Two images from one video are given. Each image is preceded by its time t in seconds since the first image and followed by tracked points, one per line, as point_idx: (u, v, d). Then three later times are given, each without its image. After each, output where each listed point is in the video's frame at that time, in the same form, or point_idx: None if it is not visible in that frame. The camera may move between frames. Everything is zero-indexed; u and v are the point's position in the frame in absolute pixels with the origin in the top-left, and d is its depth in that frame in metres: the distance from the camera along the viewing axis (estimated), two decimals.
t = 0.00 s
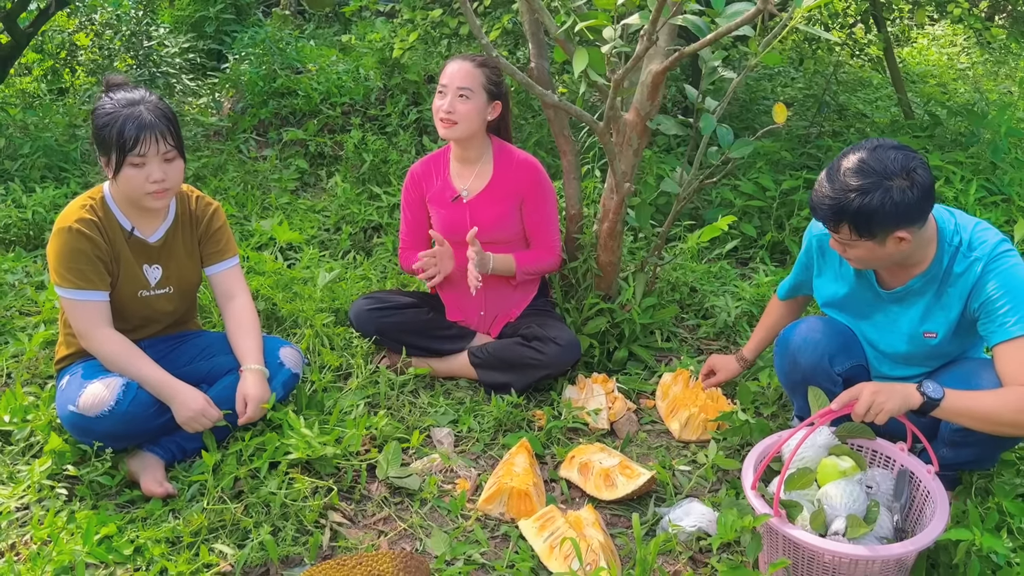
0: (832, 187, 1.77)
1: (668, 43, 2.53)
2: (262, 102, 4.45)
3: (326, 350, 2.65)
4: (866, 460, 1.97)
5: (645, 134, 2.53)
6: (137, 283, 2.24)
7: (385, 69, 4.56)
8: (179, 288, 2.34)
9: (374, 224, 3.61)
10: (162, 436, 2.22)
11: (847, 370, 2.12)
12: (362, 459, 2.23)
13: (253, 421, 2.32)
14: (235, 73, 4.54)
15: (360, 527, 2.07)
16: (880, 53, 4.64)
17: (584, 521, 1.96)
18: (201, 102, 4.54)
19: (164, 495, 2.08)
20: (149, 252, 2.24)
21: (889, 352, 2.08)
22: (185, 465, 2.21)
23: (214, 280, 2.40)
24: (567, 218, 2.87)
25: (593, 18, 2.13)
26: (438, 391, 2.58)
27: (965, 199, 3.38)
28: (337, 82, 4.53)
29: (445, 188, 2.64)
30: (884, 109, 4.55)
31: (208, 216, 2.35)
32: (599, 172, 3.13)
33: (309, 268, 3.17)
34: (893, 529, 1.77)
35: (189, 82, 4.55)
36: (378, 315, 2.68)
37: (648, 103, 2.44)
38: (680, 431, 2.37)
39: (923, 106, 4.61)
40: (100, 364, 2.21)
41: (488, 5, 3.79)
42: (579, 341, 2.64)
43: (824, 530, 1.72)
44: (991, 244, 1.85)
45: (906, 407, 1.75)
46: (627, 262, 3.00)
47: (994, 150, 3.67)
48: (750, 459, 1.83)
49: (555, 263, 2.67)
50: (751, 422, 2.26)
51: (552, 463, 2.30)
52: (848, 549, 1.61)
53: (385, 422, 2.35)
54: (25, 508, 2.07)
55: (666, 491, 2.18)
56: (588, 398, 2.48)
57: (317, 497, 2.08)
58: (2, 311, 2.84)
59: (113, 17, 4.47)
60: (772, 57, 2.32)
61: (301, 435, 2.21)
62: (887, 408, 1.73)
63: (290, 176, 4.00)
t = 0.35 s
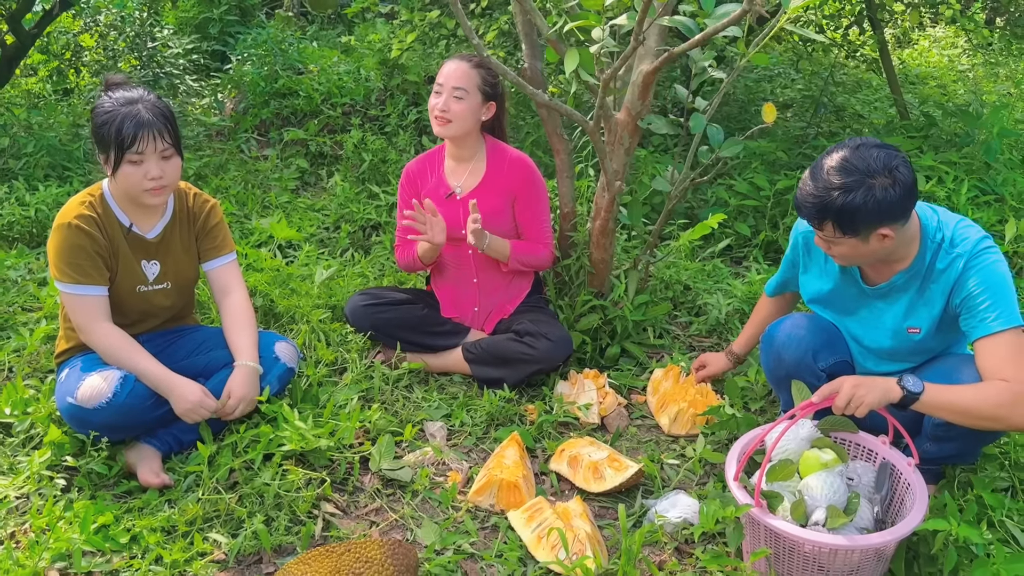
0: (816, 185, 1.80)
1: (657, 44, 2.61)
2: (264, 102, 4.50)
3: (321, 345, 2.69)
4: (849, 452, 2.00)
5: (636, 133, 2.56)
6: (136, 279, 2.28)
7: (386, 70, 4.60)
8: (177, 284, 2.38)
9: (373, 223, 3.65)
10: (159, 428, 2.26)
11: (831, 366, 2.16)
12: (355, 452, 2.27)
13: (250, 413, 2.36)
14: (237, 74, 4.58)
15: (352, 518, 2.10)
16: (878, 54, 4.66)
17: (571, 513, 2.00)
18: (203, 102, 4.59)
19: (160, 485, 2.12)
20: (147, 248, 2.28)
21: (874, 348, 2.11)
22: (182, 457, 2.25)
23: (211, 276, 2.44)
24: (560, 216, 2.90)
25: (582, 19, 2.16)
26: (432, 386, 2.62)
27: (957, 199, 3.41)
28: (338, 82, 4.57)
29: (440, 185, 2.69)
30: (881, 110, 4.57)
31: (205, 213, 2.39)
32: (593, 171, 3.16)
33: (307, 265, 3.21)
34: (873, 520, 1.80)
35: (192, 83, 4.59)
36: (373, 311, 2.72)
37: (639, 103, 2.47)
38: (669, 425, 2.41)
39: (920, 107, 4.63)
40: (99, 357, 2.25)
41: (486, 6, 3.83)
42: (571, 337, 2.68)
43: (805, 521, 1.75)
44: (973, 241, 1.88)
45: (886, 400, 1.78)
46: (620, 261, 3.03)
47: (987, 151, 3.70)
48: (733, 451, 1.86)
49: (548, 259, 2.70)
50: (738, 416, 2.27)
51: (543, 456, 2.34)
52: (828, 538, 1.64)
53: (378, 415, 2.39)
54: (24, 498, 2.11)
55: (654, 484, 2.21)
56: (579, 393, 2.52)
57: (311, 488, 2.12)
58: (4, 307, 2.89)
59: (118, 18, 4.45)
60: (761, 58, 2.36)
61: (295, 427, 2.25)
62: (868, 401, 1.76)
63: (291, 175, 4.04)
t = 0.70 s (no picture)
0: (816, 180, 1.83)
1: (658, 44, 2.62)
2: (271, 104, 4.55)
3: (326, 341, 2.73)
4: (845, 447, 2.04)
5: (638, 133, 2.60)
6: (144, 274, 2.33)
7: (391, 72, 4.64)
8: (184, 280, 2.43)
9: (378, 222, 3.69)
10: (166, 421, 2.31)
11: (828, 362, 2.20)
12: (359, 445, 2.31)
13: (256, 407, 2.40)
14: (245, 75, 4.63)
15: (356, 510, 2.14)
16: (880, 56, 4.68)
17: (571, 505, 2.03)
18: (211, 104, 4.64)
19: (167, 477, 2.16)
20: (156, 245, 2.32)
21: (870, 344, 2.14)
22: (189, 450, 2.29)
23: (218, 272, 2.48)
24: (563, 215, 2.94)
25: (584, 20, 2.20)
26: (435, 381, 2.65)
27: (957, 200, 3.43)
28: (344, 83, 4.61)
29: (443, 183, 2.73)
30: (884, 111, 4.60)
31: (212, 210, 2.43)
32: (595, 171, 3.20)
33: (313, 263, 3.25)
34: (868, 512, 1.83)
35: (200, 84, 4.63)
36: (377, 307, 2.76)
37: (640, 103, 2.50)
38: (670, 421, 2.44)
39: (922, 109, 4.65)
40: (108, 351, 2.29)
41: (490, 8, 3.88)
42: (572, 334, 2.71)
43: (801, 513, 1.78)
44: (969, 237, 1.90)
45: (881, 395, 1.81)
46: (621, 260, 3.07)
47: (987, 152, 3.72)
48: (730, 445, 1.89)
49: (551, 257, 2.74)
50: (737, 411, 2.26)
51: (544, 451, 2.37)
52: (822, 530, 1.67)
53: (382, 410, 2.42)
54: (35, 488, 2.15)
55: (653, 478, 2.25)
56: (580, 388, 2.54)
57: (315, 480, 2.16)
58: (15, 303, 2.93)
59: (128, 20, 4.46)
60: (760, 58, 2.39)
61: (300, 420, 2.28)
62: (862, 396, 1.80)
63: (297, 175, 4.08)
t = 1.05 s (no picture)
0: (863, 150, 1.82)
1: (662, 47, 2.63)
2: (278, 106, 4.59)
3: (332, 340, 2.76)
4: (846, 446, 2.05)
5: (641, 135, 2.62)
6: (152, 273, 2.36)
7: (397, 75, 4.67)
8: (192, 279, 2.45)
9: (384, 224, 3.72)
10: (173, 419, 2.33)
11: (826, 358, 2.22)
12: (364, 443, 2.33)
13: (262, 405, 2.43)
14: (252, 78, 4.67)
15: (361, 507, 2.16)
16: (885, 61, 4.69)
17: (574, 503, 2.05)
18: (219, 106, 4.67)
19: (175, 474, 2.18)
20: (163, 244, 2.35)
21: (872, 341, 2.15)
22: (196, 447, 2.31)
23: (225, 271, 2.51)
24: (566, 217, 2.96)
25: (587, 22, 2.22)
26: (439, 381, 2.67)
27: (960, 203, 3.45)
28: (350, 87, 4.65)
29: (448, 184, 2.76)
30: (888, 115, 4.61)
31: (219, 210, 2.46)
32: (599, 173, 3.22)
33: (319, 264, 3.28)
34: (868, 511, 1.84)
35: (208, 87, 4.66)
36: (382, 307, 2.79)
37: (643, 105, 2.53)
38: (672, 421, 2.46)
39: (926, 113, 4.66)
40: (117, 349, 2.32)
41: (495, 12, 3.91)
42: (575, 334, 2.73)
43: (800, 510, 1.79)
44: (976, 237, 1.92)
45: (879, 394, 1.83)
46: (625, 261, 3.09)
47: (991, 155, 3.74)
48: (731, 443, 1.91)
49: (558, 257, 2.76)
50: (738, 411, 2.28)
51: (547, 450, 2.39)
52: (822, 527, 1.69)
53: (387, 409, 2.45)
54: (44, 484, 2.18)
55: (656, 477, 2.27)
56: (582, 388, 2.56)
57: (321, 477, 2.19)
58: (24, 302, 2.96)
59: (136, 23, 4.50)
60: (762, 61, 2.41)
61: (306, 418, 2.31)
62: (861, 394, 1.81)
63: (304, 177, 4.11)
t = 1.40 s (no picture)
0: (931, 125, 1.87)
1: (663, 53, 2.64)
2: (283, 111, 4.62)
3: (334, 343, 2.77)
4: (844, 450, 2.07)
5: (642, 140, 2.64)
6: (155, 274, 2.38)
7: (402, 80, 4.70)
8: (194, 281, 2.47)
9: (387, 228, 3.73)
10: (176, 420, 2.35)
11: (810, 350, 2.25)
12: (365, 445, 2.35)
13: (265, 407, 2.45)
14: (257, 83, 4.70)
15: (362, 508, 2.18)
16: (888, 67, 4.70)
17: (574, 505, 2.06)
18: (224, 111, 4.70)
19: (177, 475, 2.20)
20: (167, 246, 2.37)
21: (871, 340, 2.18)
22: (198, 448, 2.33)
23: (229, 274, 2.53)
24: (568, 221, 2.98)
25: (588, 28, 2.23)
26: (441, 384, 2.69)
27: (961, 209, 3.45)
28: (355, 92, 4.68)
29: (452, 189, 2.78)
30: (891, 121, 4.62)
31: (223, 214, 2.48)
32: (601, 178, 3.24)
33: (322, 267, 3.30)
34: (866, 514, 1.85)
35: (214, 92, 4.69)
36: (384, 310, 2.81)
37: (644, 110, 2.54)
38: (673, 424, 2.47)
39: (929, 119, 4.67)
40: (122, 350, 2.34)
41: (499, 18, 3.93)
42: (577, 338, 2.74)
43: (798, 513, 1.80)
44: (983, 239, 1.97)
45: (876, 396, 1.85)
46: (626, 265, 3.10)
47: (992, 161, 3.75)
48: (730, 445, 1.92)
49: (558, 263, 2.78)
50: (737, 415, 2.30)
51: (547, 452, 2.41)
52: (820, 529, 1.70)
53: (388, 411, 2.46)
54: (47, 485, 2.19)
55: (655, 479, 2.28)
56: (584, 391, 2.58)
57: (322, 479, 2.20)
58: (30, 304, 2.99)
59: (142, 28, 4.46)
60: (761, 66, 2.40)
61: (308, 420, 2.32)
62: (858, 396, 1.83)
63: (308, 181, 4.13)
